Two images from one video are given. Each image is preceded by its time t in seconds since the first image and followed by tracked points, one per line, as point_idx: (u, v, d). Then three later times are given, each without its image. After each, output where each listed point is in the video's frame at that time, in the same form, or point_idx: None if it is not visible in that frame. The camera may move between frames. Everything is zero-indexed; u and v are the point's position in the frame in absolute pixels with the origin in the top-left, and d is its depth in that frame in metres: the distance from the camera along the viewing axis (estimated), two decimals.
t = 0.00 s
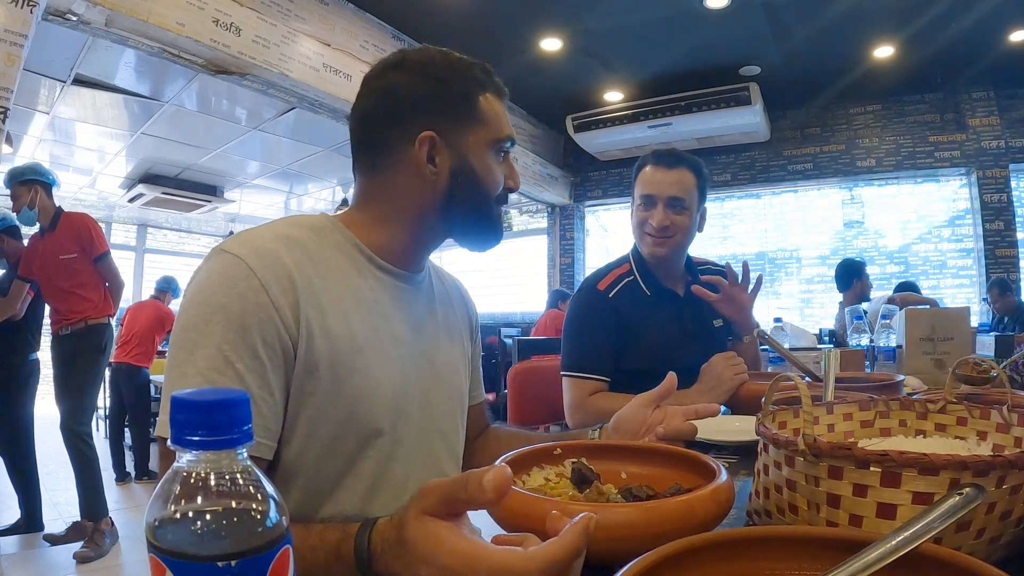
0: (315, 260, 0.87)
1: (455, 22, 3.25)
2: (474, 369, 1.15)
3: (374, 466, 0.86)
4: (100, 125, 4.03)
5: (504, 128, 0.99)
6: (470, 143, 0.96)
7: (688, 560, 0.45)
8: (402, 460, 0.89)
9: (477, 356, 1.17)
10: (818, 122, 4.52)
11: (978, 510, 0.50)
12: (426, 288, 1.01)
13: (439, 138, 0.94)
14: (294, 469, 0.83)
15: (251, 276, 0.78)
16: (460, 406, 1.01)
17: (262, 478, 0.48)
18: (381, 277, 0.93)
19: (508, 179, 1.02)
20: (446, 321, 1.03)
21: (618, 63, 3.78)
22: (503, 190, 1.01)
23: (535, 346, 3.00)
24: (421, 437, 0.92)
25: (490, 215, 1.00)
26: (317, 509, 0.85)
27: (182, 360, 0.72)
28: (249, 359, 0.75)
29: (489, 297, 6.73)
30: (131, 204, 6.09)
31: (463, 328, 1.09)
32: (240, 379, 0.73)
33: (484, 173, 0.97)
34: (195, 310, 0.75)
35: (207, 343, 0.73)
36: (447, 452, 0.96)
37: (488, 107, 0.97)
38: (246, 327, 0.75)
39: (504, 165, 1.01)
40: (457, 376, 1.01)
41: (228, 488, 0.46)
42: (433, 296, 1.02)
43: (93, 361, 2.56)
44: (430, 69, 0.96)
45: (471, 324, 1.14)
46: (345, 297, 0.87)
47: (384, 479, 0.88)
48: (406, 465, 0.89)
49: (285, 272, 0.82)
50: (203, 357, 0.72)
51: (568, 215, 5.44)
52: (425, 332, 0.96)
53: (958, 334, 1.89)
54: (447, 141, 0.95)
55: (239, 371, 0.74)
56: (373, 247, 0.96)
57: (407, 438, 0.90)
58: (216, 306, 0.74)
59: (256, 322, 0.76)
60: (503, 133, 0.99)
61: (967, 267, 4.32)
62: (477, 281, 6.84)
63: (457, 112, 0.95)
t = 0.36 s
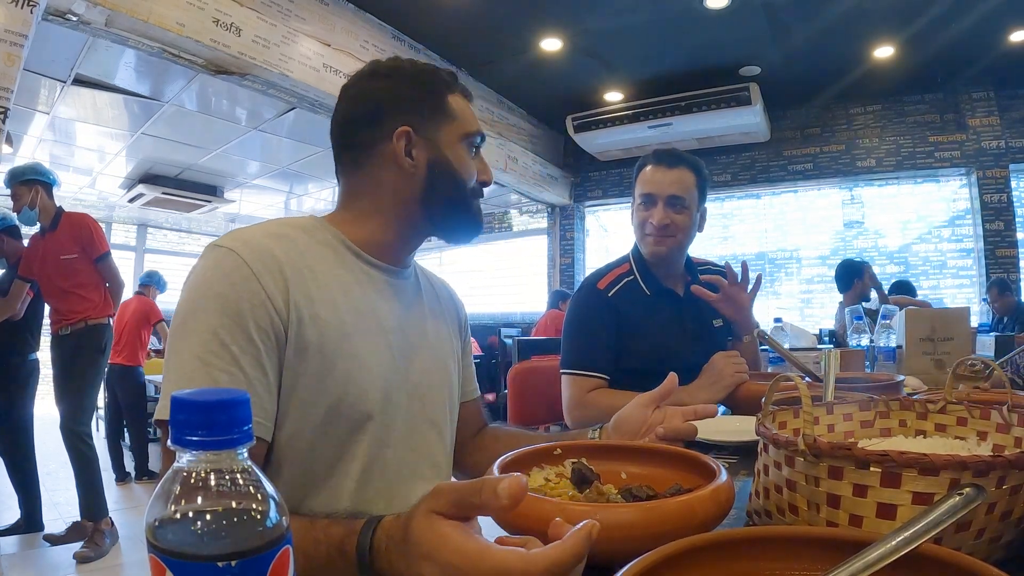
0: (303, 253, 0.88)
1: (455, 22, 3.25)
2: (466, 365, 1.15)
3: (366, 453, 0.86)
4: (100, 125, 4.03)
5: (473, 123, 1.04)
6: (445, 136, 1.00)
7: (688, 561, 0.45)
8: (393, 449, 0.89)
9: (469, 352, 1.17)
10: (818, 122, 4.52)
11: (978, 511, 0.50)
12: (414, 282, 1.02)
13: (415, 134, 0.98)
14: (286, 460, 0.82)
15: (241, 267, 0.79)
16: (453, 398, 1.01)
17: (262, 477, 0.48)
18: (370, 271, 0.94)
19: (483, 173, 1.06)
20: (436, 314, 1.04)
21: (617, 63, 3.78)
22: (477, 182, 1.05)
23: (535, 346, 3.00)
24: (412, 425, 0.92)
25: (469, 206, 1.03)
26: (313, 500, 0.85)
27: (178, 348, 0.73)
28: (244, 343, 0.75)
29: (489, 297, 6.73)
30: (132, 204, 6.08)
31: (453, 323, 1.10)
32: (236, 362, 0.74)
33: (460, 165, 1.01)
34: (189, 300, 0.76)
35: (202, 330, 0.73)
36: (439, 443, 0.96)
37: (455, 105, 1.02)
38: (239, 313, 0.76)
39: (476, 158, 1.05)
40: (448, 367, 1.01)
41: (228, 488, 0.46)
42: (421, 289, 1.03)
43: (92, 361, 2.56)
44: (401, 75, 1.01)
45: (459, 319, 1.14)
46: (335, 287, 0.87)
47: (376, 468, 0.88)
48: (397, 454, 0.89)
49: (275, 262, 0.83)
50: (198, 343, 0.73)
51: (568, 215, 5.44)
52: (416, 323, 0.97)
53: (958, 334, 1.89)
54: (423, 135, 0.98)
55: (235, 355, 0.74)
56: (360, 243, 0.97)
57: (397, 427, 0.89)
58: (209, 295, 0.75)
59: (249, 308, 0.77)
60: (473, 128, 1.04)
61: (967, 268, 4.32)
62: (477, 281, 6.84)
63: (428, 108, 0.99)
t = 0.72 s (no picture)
0: (277, 253, 0.92)
1: (455, 23, 3.25)
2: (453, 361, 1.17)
3: (348, 438, 0.88)
4: (100, 125, 4.04)
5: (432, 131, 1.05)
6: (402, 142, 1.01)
7: (688, 561, 0.44)
8: (373, 435, 0.91)
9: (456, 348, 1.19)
10: (818, 122, 4.52)
11: (978, 511, 0.49)
12: (388, 279, 1.06)
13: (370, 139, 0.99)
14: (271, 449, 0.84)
15: (217, 263, 0.83)
16: (435, 387, 1.03)
17: (262, 478, 0.48)
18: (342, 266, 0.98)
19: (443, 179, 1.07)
20: (413, 308, 1.07)
21: (617, 63, 3.78)
22: (436, 186, 1.05)
23: (535, 347, 3.00)
24: (392, 412, 0.94)
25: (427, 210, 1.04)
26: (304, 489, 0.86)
27: (165, 337, 0.77)
28: (228, 327, 0.79)
29: (489, 297, 6.73)
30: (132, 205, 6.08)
31: (431, 320, 1.13)
32: (220, 345, 0.78)
33: (416, 170, 1.01)
34: (172, 296, 0.80)
35: (186, 318, 0.77)
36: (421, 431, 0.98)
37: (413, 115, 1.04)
38: (218, 301, 0.80)
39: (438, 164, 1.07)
40: (429, 357, 1.04)
41: (228, 488, 0.46)
42: (395, 286, 1.06)
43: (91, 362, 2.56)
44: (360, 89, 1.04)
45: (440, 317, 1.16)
46: (308, 280, 0.91)
47: (359, 452, 0.89)
48: (378, 439, 0.92)
49: (250, 260, 0.87)
50: (182, 330, 0.77)
51: (568, 215, 5.44)
52: (390, 314, 1.00)
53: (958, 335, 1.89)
54: (381, 142, 1.00)
55: (219, 338, 0.78)
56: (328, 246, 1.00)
57: (376, 412, 0.92)
58: (190, 288, 0.79)
59: (227, 297, 0.81)
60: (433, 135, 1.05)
61: (967, 268, 4.32)
62: (478, 281, 6.84)
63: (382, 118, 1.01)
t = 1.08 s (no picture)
0: (256, 254, 0.92)
1: (455, 23, 3.26)
2: (444, 357, 1.17)
3: (336, 432, 0.88)
4: (100, 125, 4.04)
5: (411, 131, 1.04)
6: (377, 144, 1.01)
7: (688, 561, 0.44)
8: (361, 430, 0.92)
9: (447, 345, 1.19)
10: (819, 123, 4.52)
11: (977, 511, 0.49)
12: (371, 277, 1.06)
13: (348, 145, 1.00)
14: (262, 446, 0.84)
15: (197, 264, 0.84)
16: (423, 381, 1.03)
17: (262, 478, 0.48)
18: (324, 264, 0.99)
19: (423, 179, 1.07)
20: (397, 305, 1.08)
21: (617, 63, 3.78)
22: (417, 185, 1.05)
23: (535, 347, 3.00)
24: (377, 408, 0.95)
25: (406, 210, 1.04)
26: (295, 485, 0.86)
27: (151, 337, 0.78)
28: (212, 324, 0.80)
29: (489, 297, 6.73)
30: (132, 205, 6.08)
31: (418, 318, 1.13)
32: (205, 341, 0.78)
33: (395, 172, 1.01)
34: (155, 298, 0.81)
35: (170, 317, 0.78)
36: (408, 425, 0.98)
37: (390, 114, 1.03)
38: (200, 298, 0.80)
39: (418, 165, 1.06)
40: (415, 352, 1.04)
41: (227, 488, 0.46)
42: (380, 284, 1.07)
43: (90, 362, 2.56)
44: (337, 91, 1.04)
45: (428, 314, 1.16)
46: (289, 279, 0.92)
47: (347, 446, 0.90)
48: (365, 434, 0.92)
49: (230, 261, 0.88)
50: (166, 329, 0.77)
51: (568, 215, 5.44)
52: (373, 310, 1.01)
53: (958, 335, 1.89)
54: (358, 147, 1.00)
55: (205, 334, 0.79)
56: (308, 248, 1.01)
57: (362, 408, 0.92)
58: (172, 288, 0.80)
59: (209, 295, 0.81)
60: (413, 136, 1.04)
61: (967, 268, 4.32)
62: (478, 282, 6.84)
63: (358, 119, 1.01)
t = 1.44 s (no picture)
0: (256, 256, 0.92)
1: (455, 23, 3.26)
2: (446, 356, 1.17)
3: (337, 435, 0.88)
4: (100, 125, 4.04)
5: (416, 132, 1.04)
6: (382, 148, 1.01)
7: (689, 561, 0.45)
8: (362, 432, 0.91)
9: (449, 345, 1.19)
10: (819, 123, 4.52)
11: (978, 511, 0.49)
12: (371, 277, 1.06)
13: (351, 148, 1.00)
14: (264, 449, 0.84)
15: (197, 267, 0.84)
16: (423, 382, 1.03)
17: (262, 478, 0.48)
18: (323, 264, 0.99)
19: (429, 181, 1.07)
20: (397, 304, 1.08)
21: (618, 63, 3.78)
22: (424, 189, 1.06)
23: (535, 347, 3.00)
24: (377, 409, 0.94)
25: (411, 211, 1.04)
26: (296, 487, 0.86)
27: (151, 340, 0.78)
28: (212, 328, 0.80)
29: (490, 297, 6.73)
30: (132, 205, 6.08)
31: (419, 317, 1.13)
32: (205, 345, 0.78)
33: (403, 177, 1.02)
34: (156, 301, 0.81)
35: (170, 321, 0.78)
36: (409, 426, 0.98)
37: (394, 116, 1.02)
38: (199, 301, 0.80)
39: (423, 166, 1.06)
40: (415, 352, 1.04)
41: (227, 488, 0.46)
42: (380, 285, 1.07)
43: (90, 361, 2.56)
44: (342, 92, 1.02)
45: (429, 314, 1.16)
46: (289, 281, 0.92)
47: (347, 448, 0.90)
48: (365, 436, 0.92)
49: (230, 263, 0.88)
50: (167, 333, 0.78)
51: (568, 215, 5.44)
52: (372, 311, 1.01)
53: (958, 335, 1.89)
54: (366, 154, 1.00)
55: (205, 338, 0.79)
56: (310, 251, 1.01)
57: (363, 410, 0.92)
58: (172, 291, 0.80)
59: (209, 298, 0.81)
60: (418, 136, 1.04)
61: (967, 268, 4.32)
62: (478, 282, 6.84)
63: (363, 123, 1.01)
